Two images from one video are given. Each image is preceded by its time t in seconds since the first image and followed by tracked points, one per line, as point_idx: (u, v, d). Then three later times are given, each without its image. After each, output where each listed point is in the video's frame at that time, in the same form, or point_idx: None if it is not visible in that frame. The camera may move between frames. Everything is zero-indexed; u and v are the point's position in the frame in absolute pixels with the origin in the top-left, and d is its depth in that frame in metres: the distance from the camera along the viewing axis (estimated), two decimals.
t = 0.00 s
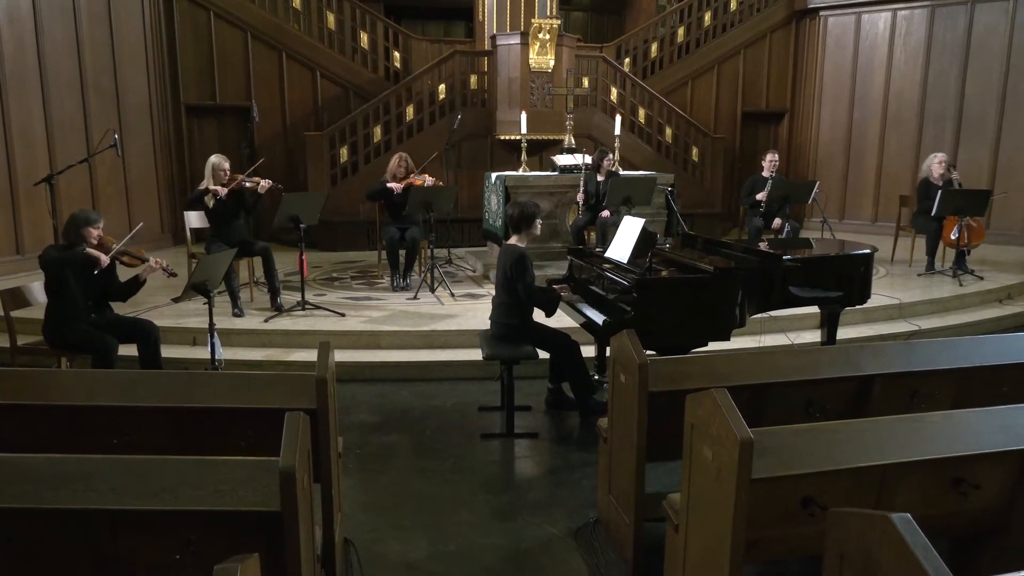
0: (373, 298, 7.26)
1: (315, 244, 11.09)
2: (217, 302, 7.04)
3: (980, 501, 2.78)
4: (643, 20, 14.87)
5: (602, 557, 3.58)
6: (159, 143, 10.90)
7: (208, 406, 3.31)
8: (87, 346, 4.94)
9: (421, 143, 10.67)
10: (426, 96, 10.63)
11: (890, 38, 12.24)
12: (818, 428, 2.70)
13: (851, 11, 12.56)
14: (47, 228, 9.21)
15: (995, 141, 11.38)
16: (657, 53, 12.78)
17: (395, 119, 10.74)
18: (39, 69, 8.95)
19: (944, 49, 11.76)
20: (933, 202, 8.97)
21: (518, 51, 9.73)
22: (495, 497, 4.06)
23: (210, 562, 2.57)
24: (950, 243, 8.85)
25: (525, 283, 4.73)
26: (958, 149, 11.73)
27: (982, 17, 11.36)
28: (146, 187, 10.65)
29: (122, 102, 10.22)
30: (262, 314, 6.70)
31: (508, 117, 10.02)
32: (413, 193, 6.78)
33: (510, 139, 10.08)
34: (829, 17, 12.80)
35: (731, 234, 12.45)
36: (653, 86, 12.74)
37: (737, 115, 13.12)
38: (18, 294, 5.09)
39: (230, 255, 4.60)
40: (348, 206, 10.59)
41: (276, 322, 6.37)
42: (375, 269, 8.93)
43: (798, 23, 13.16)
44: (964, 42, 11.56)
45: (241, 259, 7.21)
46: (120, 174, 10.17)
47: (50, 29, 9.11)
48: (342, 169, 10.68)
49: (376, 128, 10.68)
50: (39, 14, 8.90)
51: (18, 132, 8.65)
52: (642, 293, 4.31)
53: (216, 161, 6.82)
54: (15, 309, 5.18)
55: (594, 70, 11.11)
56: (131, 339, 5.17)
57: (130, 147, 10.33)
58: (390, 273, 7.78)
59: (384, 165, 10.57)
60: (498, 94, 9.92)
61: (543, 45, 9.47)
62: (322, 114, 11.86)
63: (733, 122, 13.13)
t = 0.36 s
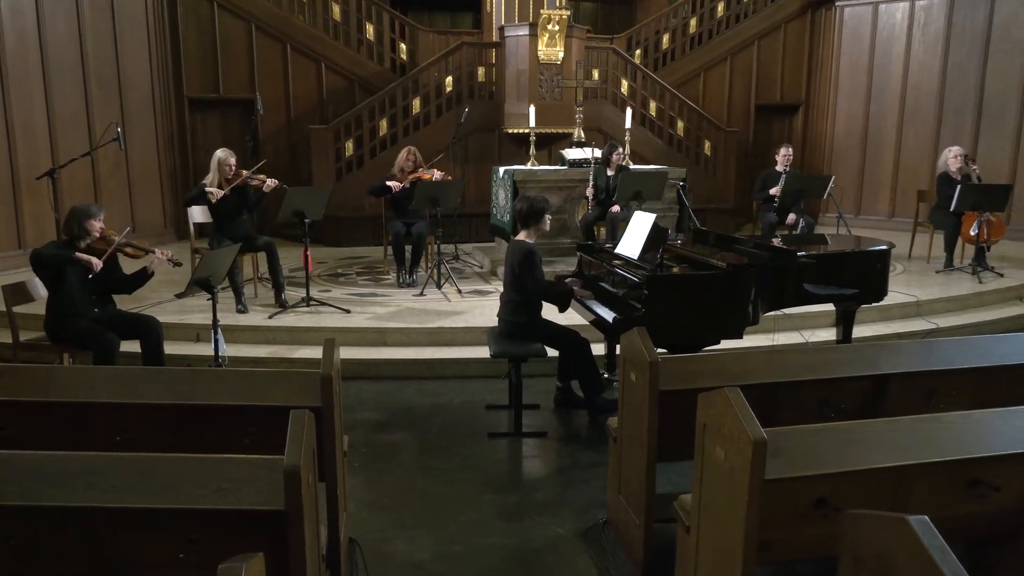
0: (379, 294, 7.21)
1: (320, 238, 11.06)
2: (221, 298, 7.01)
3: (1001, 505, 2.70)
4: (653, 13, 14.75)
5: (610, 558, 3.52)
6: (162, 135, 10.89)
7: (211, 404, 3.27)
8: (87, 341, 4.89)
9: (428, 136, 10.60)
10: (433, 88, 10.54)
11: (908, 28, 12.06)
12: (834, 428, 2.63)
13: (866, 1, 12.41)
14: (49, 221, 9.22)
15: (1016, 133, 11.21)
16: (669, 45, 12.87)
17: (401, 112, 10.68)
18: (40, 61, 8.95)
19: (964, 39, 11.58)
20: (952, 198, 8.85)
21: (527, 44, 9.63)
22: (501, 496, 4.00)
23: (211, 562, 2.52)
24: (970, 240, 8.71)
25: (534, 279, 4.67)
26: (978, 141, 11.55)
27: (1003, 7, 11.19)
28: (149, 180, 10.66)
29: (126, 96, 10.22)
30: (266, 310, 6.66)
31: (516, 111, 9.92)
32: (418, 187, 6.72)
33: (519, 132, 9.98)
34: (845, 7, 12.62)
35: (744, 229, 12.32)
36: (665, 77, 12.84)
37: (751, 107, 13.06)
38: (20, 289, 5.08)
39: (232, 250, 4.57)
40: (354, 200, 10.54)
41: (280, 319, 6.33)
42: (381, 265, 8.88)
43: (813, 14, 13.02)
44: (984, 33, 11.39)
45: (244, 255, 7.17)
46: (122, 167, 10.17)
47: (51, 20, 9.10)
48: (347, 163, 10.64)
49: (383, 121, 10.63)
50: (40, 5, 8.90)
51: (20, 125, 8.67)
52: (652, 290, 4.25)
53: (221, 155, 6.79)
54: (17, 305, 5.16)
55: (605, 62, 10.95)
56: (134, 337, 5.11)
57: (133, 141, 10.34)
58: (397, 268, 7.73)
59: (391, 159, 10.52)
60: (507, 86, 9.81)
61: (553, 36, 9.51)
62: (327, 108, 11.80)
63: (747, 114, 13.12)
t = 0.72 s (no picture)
0: (388, 292, 7.16)
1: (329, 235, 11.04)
2: (229, 295, 6.98)
3: None
4: (667, 6, 14.64)
5: (624, 561, 3.45)
6: (169, 129, 10.89)
7: (218, 402, 3.22)
8: (94, 339, 4.86)
9: (439, 130, 10.54)
10: (442, 81, 10.46)
11: (931, 19, 11.82)
12: (855, 430, 2.55)
13: None
14: (56, 216, 9.23)
15: None
16: (684, 37, 12.82)
17: (411, 106, 10.64)
18: (47, 54, 8.95)
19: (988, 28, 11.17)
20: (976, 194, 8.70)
21: (540, 36, 9.52)
22: (513, 498, 3.94)
23: (217, 564, 2.47)
24: (994, 237, 8.56)
25: (548, 278, 4.60)
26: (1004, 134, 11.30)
27: None
28: (156, 175, 10.66)
29: (134, 91, 10.23)
30: (274, 307, 6.62)
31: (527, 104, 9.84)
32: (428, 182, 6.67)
33: (530, 126, 9.89)
34: None
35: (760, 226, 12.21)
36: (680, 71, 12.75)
37: (769, 100, 12.93)
38: (27, 286, 5.05)
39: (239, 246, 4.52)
40: (363, 195, 10.50)
41: (288, 316, 6.29)
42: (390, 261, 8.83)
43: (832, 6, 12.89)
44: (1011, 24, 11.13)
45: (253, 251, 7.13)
46: (129, 161, 10.17)
47: (57, 13, 9.09)
48: (356, 159, 10.64)
49: (392, 115, 10.57)
50: None
51: (27, 119, 8.69)
52: (668, 288, 4.17)
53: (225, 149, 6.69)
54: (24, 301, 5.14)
55: (619, 55, 10.92)
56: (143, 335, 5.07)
57: (140, 136, 10.35)
58: (406, 266, 7.67)
59: (400, 153, 10.47)
60: (519, 79, 9.72)
61: (565, 29, 9.29)
62: (336, 102, 11.77)
63: (765, 108, 12.99)
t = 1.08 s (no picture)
0: (398, 290, 7.11)
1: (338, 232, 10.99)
2: (237, 294, 6.95)
3: None
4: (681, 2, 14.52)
5: (639, 566, 3.38)
6: (176, 124, 10.88)
7: (225, 401, 3.18)
8: (99, 336, 4.84)
9: (451, 124, 10.48)
10: (454, 76, 10.41)
11: (955, 12, 11.65)
12: (876, 434, 2.48)
13: None
14: (62, 210, 9.22)
15: None
16: (701, 30, 12.68)
17: (422, 100, 10.59)
18: (55, 49, 8.96)
19: (1014, 22, 11.01)
20: (1001, 192, 8.56)
21: (552, 29, 9.46)
22: (526, 500, 3.87)
23: (223, 566, 2.42)
24: (1019, 235, 8.41)
25: (561, 275, 4.54)
26: None
27: None
28: (164, 170, 10.65)
29: (141, 85, 10.24)
30: (282, 306, 6.58)
31: (540, 99, 9.76)
32: (439, 178, 6.62)
33: (542, 121, 9.87)
34: None
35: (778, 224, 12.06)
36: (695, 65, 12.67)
37: (787, 96, 12.75)
38: (33, 283, 5.04)
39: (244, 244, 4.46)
40: (372, 191, 10.46)
41: (296, 315, 6.26)
42: (400, 259, 8.78)
43: None
44: None
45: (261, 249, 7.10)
46: (137, 158, 10.18)
47: (66, 8, 9.10)
48: (365, 154, 10.61)
49: (403, 110, 10.52)
50: None
51: (33, 112, 8.70)
52: (682, 287, 4.10)
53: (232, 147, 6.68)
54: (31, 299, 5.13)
55: (634, 49, 10.72)
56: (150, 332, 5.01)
57: (148, 131, 10.35)
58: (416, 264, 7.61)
59: (411, 149, 10.41)
60: (532, 75, 9.66)
61: (579, 22, 9.36)
62: (345, 97, 11.75)
63: (783, 104, 12.80)
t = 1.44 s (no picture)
0: (409, 291, 7.07)
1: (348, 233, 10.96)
2: (247, 294, 6.93)
3: None
4: None
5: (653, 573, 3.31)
6: (186, 122, 10.90)
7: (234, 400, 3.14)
8: (108, 337, 4.82)
9: (463, 121, 10.42)
10: (467, 72, 10.36)
11: (981, 7, 11.48)
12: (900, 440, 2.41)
13: None
14: (71, 210, 9.26)
15: None
16: (718, 26, 12.58)
17: (434, 98, 10.53)
18: (63, 48, 9.01)
19: None
20: None
21: (567, 25, 9.39)
22: (538, 505, 3.81)
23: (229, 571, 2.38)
24: None
25: (575, 276, 4.48)
26: None
27: None
28: (173, 170, 10.69)
29: (151, 84, 10.27)
30: (292, 306, 6.55)
31: (554, 97, 9.68)
32: (451, 177, 6.58)
33: (557, 119, 9.78)
34: None
35: (796, 224, 11.92)
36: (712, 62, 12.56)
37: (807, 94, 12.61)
38: (41, 283, 5.03)
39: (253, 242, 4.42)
40: (383, 191, 10.42)
41: (305, 315, 6.24)
42: (411, 259, 8.74)
43: None
44: None
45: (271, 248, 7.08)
46: (146, 157, 10.22)
47: (74, 7, 9.14)
48: (376, 152, 10.58)
49: (414, 108, 10.48)
50: None
51: (41, 111, 8.75)
52: (699, 288, 4.02)
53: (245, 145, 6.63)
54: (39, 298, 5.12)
55: (651, 45, 10.61)
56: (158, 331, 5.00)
57: (157, 130, 10.39)
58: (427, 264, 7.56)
59: (422, 148, 10.36)
60: (545, 72, 9.60)
61: (594, 18, 9.24)
62: (356, 95, 11.69)
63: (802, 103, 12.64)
